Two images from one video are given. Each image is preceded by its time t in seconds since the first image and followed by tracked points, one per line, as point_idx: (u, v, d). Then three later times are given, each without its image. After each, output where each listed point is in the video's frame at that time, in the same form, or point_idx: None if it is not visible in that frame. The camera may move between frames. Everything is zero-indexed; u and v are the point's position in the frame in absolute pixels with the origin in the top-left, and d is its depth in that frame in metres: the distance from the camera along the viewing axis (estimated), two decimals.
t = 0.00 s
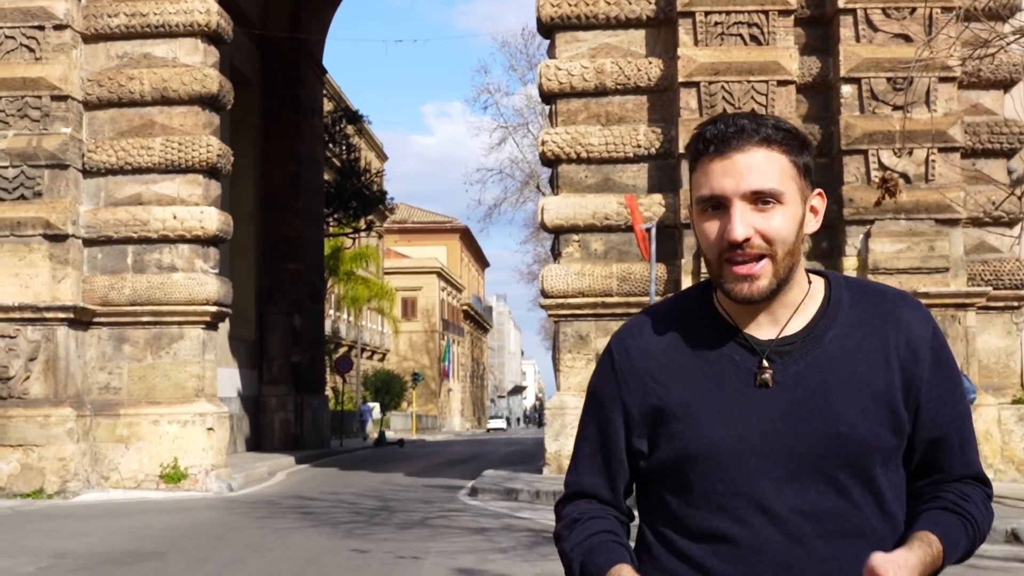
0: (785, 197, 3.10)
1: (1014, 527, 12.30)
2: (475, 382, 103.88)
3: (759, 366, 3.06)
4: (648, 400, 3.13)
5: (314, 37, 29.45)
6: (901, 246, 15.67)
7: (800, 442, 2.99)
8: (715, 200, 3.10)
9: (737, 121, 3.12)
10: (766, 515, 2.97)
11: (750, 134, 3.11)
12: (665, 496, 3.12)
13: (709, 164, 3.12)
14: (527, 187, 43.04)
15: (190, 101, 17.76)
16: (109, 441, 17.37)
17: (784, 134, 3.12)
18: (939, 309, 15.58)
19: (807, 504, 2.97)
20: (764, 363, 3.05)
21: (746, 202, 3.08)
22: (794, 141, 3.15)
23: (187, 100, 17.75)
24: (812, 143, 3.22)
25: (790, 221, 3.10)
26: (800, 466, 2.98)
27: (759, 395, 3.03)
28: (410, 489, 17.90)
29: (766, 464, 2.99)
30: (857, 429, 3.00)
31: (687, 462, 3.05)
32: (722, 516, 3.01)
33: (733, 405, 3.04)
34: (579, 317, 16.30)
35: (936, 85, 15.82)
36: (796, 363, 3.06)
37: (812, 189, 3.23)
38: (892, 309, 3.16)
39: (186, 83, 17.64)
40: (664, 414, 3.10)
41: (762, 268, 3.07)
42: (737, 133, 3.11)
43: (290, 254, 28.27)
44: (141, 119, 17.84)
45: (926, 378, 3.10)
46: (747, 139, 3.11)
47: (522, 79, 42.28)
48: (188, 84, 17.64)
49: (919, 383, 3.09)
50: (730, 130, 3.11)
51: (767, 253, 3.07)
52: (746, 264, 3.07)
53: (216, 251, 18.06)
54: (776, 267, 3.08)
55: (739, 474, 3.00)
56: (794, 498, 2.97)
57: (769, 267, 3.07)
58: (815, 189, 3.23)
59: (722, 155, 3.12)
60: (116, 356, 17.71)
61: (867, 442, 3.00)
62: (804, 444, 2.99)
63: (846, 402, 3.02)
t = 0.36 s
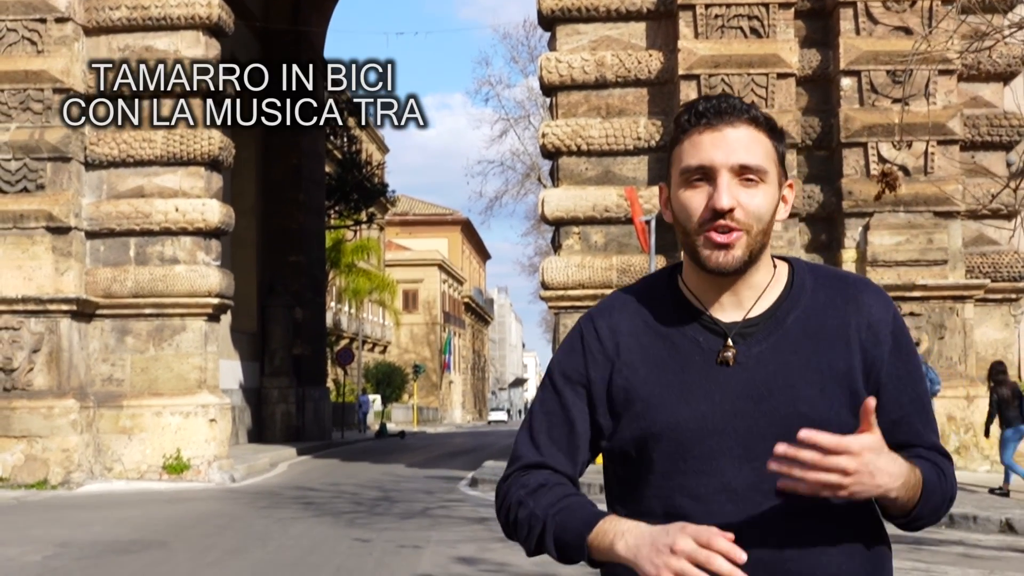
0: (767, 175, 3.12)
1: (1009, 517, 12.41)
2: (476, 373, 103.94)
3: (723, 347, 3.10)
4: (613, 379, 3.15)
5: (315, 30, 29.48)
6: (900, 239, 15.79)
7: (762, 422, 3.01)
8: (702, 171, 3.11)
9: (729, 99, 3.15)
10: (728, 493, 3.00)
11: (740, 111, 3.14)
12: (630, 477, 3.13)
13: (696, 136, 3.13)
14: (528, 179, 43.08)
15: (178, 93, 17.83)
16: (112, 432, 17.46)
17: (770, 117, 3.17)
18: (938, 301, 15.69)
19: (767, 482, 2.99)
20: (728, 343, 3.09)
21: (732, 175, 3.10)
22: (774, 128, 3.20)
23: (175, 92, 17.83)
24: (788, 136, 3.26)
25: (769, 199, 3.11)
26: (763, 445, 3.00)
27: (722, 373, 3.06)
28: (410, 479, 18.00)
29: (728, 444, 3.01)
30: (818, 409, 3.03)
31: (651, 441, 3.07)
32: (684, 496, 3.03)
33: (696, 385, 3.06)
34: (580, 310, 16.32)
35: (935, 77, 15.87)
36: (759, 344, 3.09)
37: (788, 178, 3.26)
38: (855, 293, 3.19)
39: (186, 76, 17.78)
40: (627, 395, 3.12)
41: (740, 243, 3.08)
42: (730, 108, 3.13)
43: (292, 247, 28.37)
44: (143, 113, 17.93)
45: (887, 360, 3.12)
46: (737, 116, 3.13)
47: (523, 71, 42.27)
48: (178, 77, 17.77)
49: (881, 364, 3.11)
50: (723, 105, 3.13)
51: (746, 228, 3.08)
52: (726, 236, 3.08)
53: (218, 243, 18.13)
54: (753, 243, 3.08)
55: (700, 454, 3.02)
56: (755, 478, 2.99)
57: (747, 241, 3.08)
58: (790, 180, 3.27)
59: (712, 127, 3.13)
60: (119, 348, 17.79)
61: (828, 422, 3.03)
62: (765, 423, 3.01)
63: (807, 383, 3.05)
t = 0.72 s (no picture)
0: (794, 174, 3.05)
1: (999, 511, 12.47)
2: (470, 369, 104.05)
3: (735, 349, 3.04)
4: (624, 375, 3.12)
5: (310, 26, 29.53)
6: (892, 235, 15.82)
7: (763, 432, 2.95)
8: (728, 163, 3.04)
9: (761, 93, 3.09)
10: (722, 502, 2.95)
11: (773, 108, 3.08)
12: (634, 478, 3.10)
13: (725, 128, 3.08)
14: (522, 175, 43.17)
15: (178, 93, 17.82)
16: (108, 429, 17.51)
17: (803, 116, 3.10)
18: (929, 297, 15.73)
19: (763, 494, 2.93)
20: (741, 346, 3.03)
21: (758, 170, 3.03)
22: (806, 127, 3.13)
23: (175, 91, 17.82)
24: (823, 140, 3.20)
25: (795, 200, 3.04)
26: (762, 455, 2.94)
27: (728, 377, 3.01)
28: (405, 475, 18.06)
29: (727, 451, 2.96)
30: (823, 423, 2.96)
31: (653, 444, 3.04)
32: (680, 502, 2.99)
33: (702, 388, 3.01)
34: (573, 306, 16.42)
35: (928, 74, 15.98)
36: (772, 352, 3.03)
37: (819, 182, 3.19)
38: (877, 304, 3.11)
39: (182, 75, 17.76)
40: (636, 393, 3.08)
41: (761, 244, 3.00)
42: (761, 102, 3.07)
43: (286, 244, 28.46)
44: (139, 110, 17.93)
45: (904, 380, 3.05)
46: (768, 111, 3.07)
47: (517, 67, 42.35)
48: (177, 76, 17.75)
49: (896, 382, 3.04)
50: (755, 99, 3.07)
51: (767, 229, 3.00)
52: (747, 235, 3.00)
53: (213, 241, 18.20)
54: (774, 244, 3.01)
55: (697, 460, 2.97)
56: (751, 490, 2.94)
57: (769, 242, 3.01)
58: (819, 186, 3.20)
59: (742, 120, 3.07)
60: (115, 345, 17.85)
61: (832, 437, 2.96)
62: (766, 433, 2.95)
63: (815, 395, 2.97)
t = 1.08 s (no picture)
0: (839, 162, 2.97)
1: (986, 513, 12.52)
2: (459, 374, 104.17)
3: (776, 337, 2.96)
4: (661, 362, 3.07)
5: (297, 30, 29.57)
6: (879, 239, 15.88)
7: (798, 420, 2.87)
8: (770, 151, 2.96)
9: (806, 80, 3.00)
10: (753, 490, 2.88)
11: (818, 95, 2.99)
12: (669, 467, 3.05)
13: (768, 115, 2.99)
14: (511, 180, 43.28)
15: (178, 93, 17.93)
16: (98, 435, 17.57)
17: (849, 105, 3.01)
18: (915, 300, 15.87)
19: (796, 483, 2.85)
20: (782, 334, 2.94)
21: (801, 157, 2.95)
22: (852, 115, 3.04)
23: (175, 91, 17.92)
24: (867, 129, 3.11)
25: (839, 189, 2.96)
26: (795, 444, 2.86)
27: (765, 364, 2.93)
28: (396, 480, 18.12)
29: (760, 439, 2.89)
30: (860, 412, 2.87)
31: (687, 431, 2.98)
32: (713, 490, 2.93)
33: (736, 375, 2.95)
34: (562, 311, 16.54)
35: (914, 79, 16.07)
36: (811, 339, 2.93)
37: (864, 171, 3.10)
38: (920, 291, 3.00)
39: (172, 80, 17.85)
40: (671, 379, 3.04)
41: (803, 233, 2.93)
42: (807, 90, 2.99)
43: (274, 250, 28.57)
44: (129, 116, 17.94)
45: (947, 368, 2.93)
46: (812, 98, 2.98)
47: (505, 72, 42.45)
48: (178, 75, 17.85)
49: (938, 371, 2.93)
50: (799, 87, 2.98)
51: (810, 217, 2.93)
52: (789, 224, 2.93)
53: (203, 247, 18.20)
54: (817, 233, 2.93)
55: (727, 447, 2.92)
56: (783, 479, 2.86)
57: (811, 231, 2.93)
58: (864, 174, 3.10)
59: (786, 108, 2.99)
60: (105, 351, 17.87)
61: (870, 427, 2.86)
62: (801, 421, 2.87)
63: (854, 384, 2.88)
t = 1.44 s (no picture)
0: (822, 175, 3.03)
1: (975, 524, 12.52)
2: (449, 388, 104.36)
3: (778, 356, 3.01)
4: (660, 383, 3.11)
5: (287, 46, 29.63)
6: (866, 253, 15.99)
7: (805, 436, 2.93)
8: (753, 172, 3.03)
9: (782, 98, 3.07)
10: (764, 508, 2.93)
11: (794, 111, 3.06)
12: (670, 486, 3.09)
13: (748, 136, 3.06)
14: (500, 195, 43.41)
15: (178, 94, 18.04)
16: (90, 450, 17.62)
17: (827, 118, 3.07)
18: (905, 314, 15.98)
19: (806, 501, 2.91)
20: (784, 352, 3.00)
21: (785, 174, 3.02)
22: (831, 127, 3.10)
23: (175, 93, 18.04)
24: (847, 137, 3.16)
25: (824, 202, 3.02)
26: (802, 463, 2.92)
27: (771, 383, 2.99)
28: (388, 494, 18.17)
29: (769, 458, 2.94)
30: (865, 428, 2.92)
31: (690, 451, 3.03)
32: (720, 509, 2.97)
33: (741, 396, 3.00)
34: (552, 325, 16.64)
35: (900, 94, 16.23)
36: (811, 357, 3.00)
37: (849, 180, 3.16)
38: (917, 306, 3.06)
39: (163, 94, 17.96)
40: (671, 399, 3.08)
41: (795, 249, 2.99)
42: (782, 107, 3.05)
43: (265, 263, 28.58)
44: (119, 132, 18.04)
45: (946, 383, 3.00)
46: (789, 115, 3.05)
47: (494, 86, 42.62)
48: (177, 77, 18.01)
49: (937, 386, 2.99)
50: (775, 105, 3.05)
51: (799, 231, 2.99)
52: (778, 241, 2.99)
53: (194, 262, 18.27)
54: (808, 246, 2.99)
55: (735, 467, 2.96)
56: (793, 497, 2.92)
57: (803, 245, 2.99)
58: (849, 184, 3.16)
59: (763, 126, 3.06)
60: (96, 366, 17.93)
61: (877, 443, 2.92)
62: (807, 439, 2.92)
63: (857, 399, 2.94)
